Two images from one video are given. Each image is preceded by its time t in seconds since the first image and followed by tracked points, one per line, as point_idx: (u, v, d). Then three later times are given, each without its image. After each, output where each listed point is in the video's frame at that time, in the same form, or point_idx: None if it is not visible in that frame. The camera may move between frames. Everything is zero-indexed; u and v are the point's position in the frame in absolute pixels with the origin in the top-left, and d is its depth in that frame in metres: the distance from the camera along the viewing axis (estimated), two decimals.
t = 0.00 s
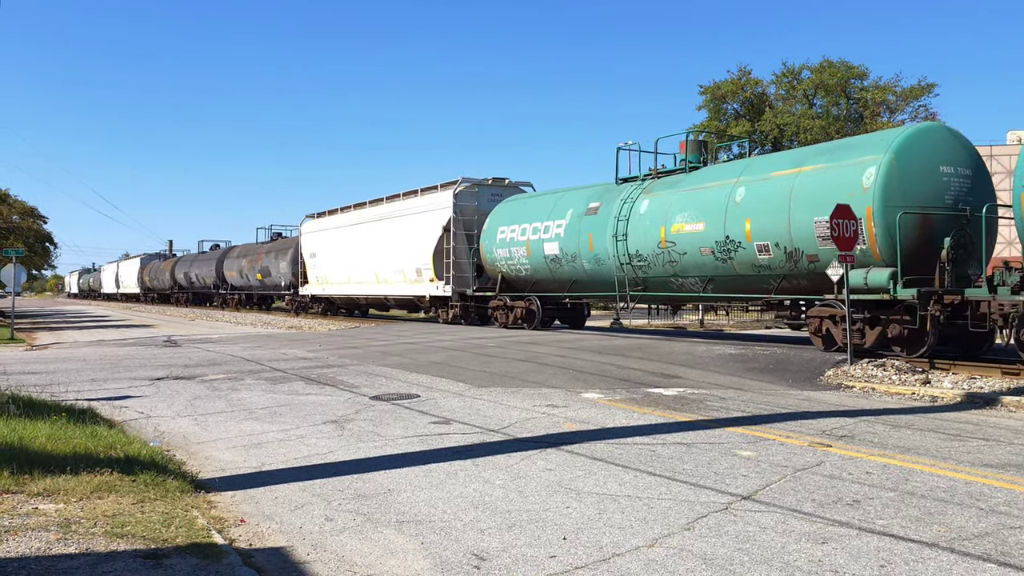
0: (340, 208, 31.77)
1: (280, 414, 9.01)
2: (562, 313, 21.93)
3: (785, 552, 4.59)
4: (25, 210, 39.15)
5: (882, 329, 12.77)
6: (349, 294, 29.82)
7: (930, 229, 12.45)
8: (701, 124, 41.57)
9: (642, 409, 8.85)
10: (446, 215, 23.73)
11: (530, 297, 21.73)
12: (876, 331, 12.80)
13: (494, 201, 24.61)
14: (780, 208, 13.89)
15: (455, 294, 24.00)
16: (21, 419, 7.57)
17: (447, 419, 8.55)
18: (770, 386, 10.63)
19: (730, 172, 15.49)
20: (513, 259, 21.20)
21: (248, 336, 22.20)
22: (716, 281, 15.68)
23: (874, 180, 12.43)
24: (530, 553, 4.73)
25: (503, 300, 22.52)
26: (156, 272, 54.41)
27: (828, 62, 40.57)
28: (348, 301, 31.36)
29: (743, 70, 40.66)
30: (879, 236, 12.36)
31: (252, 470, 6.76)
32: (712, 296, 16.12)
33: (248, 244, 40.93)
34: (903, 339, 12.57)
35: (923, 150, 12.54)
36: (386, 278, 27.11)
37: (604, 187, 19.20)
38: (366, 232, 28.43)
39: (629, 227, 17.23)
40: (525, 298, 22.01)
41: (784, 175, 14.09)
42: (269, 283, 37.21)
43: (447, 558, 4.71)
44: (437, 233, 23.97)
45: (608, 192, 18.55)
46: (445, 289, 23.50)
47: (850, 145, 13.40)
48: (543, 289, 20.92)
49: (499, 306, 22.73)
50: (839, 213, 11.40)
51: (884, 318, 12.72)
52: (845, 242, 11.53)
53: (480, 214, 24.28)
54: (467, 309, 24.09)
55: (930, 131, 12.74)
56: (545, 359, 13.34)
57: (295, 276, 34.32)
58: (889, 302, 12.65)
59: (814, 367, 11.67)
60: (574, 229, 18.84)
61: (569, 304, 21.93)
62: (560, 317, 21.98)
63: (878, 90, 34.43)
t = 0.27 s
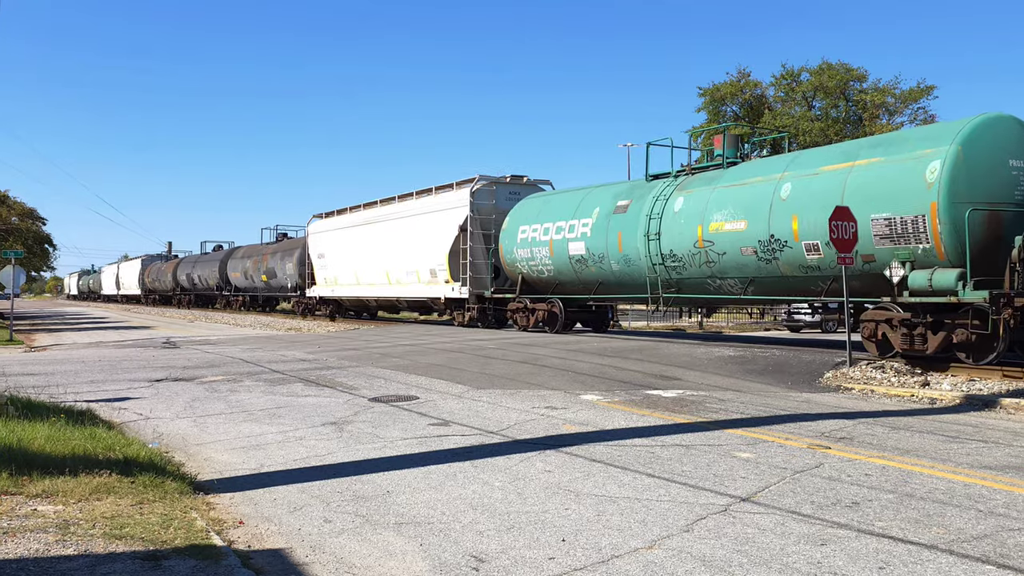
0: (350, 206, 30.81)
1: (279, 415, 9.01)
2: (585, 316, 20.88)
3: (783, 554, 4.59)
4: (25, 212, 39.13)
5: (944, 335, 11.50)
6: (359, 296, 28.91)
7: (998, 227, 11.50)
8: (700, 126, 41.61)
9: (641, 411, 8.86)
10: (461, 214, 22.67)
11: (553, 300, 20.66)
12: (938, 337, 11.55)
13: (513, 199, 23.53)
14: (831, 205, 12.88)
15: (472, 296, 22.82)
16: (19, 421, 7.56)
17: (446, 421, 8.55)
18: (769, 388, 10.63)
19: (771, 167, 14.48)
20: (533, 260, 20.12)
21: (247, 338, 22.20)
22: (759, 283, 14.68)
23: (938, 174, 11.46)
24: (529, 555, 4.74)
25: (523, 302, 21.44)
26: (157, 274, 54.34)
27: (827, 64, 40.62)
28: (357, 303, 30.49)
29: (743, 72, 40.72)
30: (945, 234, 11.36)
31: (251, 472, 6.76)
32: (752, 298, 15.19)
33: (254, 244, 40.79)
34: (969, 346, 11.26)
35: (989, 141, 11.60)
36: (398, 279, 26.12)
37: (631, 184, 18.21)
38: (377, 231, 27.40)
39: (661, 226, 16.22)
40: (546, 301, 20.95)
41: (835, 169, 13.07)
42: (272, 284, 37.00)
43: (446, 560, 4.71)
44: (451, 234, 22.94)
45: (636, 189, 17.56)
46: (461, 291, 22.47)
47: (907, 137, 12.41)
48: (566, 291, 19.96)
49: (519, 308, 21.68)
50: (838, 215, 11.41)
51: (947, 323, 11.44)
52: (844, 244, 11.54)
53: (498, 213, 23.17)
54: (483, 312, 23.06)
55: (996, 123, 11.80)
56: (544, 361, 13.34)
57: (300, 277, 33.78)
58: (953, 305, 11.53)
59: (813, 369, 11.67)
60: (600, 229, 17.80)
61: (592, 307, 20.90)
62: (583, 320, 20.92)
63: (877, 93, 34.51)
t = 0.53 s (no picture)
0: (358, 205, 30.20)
1: (277, 416, 9.00)
2: (608, 316, 20.31)
3: (781, 554, 4.60)
4: (22, 212, 39.08)
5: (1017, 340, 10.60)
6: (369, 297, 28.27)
7: None
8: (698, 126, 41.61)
9: (639, 411, 8.86)
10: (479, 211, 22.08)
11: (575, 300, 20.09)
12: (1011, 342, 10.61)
13: (530, 197, 22.95)
14: (886, 199, 12.28)
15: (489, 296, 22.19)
16: (17, 421, 7.55)
17: (444, 421, 8.55)
18: (767, 388, 10.64)
19: (819, 160, 13.86)
20: (558, 257, 19.55)
21: (245, 338, 22.18)
22: (804, 281, 14.18)
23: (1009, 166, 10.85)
24: (527, 555, 4.74)
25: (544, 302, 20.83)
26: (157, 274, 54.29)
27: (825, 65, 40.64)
28: (366, 303, 29.89)
29: (741, 73, 40.72)
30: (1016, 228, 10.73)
31: (249, 472, 6.75)
32: (797, 296, 14.66)
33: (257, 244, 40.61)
34: None
35: None
36: (411, 279, 25.51)
37: (663, 177, 17.57)
38: (389, 230, 26.76)
39: (699, 223, 15.65)
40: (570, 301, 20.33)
41: (892, 162, 12.46)
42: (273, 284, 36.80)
43: (444, 560, 4.70)
44: (468, 231, 22.36)
45: (670, 185, 16.99)
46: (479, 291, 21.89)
47: (971, 127, 11.78)
48: (593, 290, 19.42)
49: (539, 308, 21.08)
50: (836, 215, 11.42)
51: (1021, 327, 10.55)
52: (842, 244, 11.55)
53: (516, 210, 22.57)
54: (501, 313, 22.41)
55: None
56: (543, 361, 13.34)
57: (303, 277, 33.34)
58: None
59: (811, 370, 11.68)
60: (632, 225, 17.22)
61: (615, 307, 20.35)
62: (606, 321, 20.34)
63: (875, 93, 34.54)
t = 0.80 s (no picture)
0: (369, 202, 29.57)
1: (274, 414, 8.99)
2: (633, 316, 19.34)
3: (778, 552, 4.60)
4: (19, 210, 39.01)
5: None
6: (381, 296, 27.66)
7: None
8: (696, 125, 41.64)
9: (636, 410, 8.86)
10: (495, 207, 21.41)
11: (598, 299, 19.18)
12: None
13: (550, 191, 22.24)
14: (950, 190, 11.16)
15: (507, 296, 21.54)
16: (14, 420, 7.54)
17: (442, 420, 8.54)
18: (764, 387, 10.64)
19: (874, 149, 12.73)
20: (583, 254, 18.51)
21: (243, 337, 22.15)
22: (855, 280, 13.01)
23: None
24: (524, 554, 4.73)
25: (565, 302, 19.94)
26: (157, 273, 54.23)
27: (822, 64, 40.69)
28: (376, 302, 29.31)
29: (739, 72, 40.74)
30: None
31: (247, 471, 6.75)
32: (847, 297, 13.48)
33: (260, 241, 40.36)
34: None
35: None
36: (424, 277, 24.88)
37: (698, 170, 16.48)
38: (401, 227, 26.13)
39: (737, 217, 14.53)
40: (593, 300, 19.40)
41: (957, 149, 11.34)
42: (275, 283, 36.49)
43: (441, 559, 4.70)
44: (484, 227, 21.70)
45: (704, 178, 15.89)
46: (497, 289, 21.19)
47: None
48: (621, 289, 18.33)
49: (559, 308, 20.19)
50: (833, 214, 11.42)
51: None
52: (839, 243, 11.55)
53: (536, 205, 21.90)
54: (520, 312, 21.84)
55: None
56: (540, 360, 13.33)
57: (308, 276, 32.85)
58: None
59: (808, 369, 11.67)
60: (665, 221, 16.17)
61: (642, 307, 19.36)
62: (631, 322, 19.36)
63: (872, 92, 34.60)
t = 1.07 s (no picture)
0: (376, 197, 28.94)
1: (270, 412, 8.99)
2: (659, 315, 18.63)
3: (774, 549, 4.60)
4: (14, 208, 38.89)
5: None
6: (389, 293, 27.07)
7: None
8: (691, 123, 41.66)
9: (632, 408, 8.87)
10: (514, 201, 20.87)
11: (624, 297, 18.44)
12: None
13: (568, 185, 21.73)
14: None
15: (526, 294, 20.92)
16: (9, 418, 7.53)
17: (437, 418, 8.54)
18: (760, 384, 10.66)
19: (932, 138, 12.10)
20: (608, 250, 17.73)
21: (239, 334, 22.11)
22: (909, 277, 12.39)
23: None
24: (520, 551, 4.74)
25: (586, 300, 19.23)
26: (154, 270, 54.08)
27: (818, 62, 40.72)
28: (383, 299, 28.74)
29: (734, 69, 40.77)
30: None
31: (242, 469, 6.75)
32: (898, 295, 12.86)
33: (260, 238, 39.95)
34: None
35: None
36: (436, 274, 24.32)
37: (731, 161, 15.78)
38: (411, 223, 25.54)
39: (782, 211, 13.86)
40: (618, 299, 18.68)
41: None
42: (276, 280, 36.03)
43: (437, 556, 4.70)
44: (502, 223, 21.16)
45: (741, 169, 15.20)
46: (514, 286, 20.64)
47: None
48: (646, 287, 17.62)
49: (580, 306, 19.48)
50: (828, 212, 11.45)
51: None
52: (834, 241, 11.58)
53: (554, 199, 21.39)
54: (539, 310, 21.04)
55: None
56: (536, 358, 13.33)
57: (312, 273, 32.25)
58: None
59: (804, 366, 11.70)
60: (700, 215, 15.40)
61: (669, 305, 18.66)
62: (657, 321, 18.58)
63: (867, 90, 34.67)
